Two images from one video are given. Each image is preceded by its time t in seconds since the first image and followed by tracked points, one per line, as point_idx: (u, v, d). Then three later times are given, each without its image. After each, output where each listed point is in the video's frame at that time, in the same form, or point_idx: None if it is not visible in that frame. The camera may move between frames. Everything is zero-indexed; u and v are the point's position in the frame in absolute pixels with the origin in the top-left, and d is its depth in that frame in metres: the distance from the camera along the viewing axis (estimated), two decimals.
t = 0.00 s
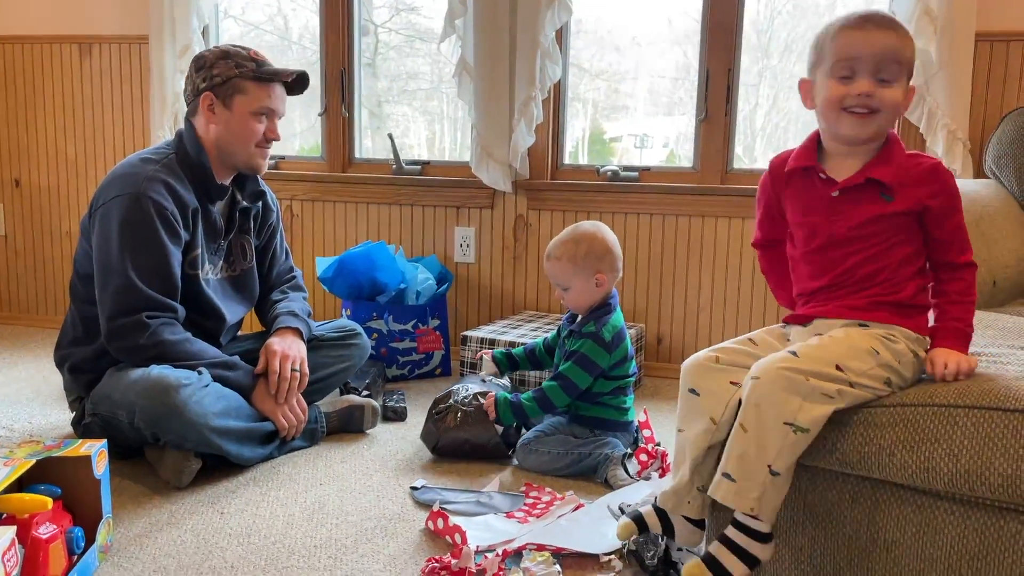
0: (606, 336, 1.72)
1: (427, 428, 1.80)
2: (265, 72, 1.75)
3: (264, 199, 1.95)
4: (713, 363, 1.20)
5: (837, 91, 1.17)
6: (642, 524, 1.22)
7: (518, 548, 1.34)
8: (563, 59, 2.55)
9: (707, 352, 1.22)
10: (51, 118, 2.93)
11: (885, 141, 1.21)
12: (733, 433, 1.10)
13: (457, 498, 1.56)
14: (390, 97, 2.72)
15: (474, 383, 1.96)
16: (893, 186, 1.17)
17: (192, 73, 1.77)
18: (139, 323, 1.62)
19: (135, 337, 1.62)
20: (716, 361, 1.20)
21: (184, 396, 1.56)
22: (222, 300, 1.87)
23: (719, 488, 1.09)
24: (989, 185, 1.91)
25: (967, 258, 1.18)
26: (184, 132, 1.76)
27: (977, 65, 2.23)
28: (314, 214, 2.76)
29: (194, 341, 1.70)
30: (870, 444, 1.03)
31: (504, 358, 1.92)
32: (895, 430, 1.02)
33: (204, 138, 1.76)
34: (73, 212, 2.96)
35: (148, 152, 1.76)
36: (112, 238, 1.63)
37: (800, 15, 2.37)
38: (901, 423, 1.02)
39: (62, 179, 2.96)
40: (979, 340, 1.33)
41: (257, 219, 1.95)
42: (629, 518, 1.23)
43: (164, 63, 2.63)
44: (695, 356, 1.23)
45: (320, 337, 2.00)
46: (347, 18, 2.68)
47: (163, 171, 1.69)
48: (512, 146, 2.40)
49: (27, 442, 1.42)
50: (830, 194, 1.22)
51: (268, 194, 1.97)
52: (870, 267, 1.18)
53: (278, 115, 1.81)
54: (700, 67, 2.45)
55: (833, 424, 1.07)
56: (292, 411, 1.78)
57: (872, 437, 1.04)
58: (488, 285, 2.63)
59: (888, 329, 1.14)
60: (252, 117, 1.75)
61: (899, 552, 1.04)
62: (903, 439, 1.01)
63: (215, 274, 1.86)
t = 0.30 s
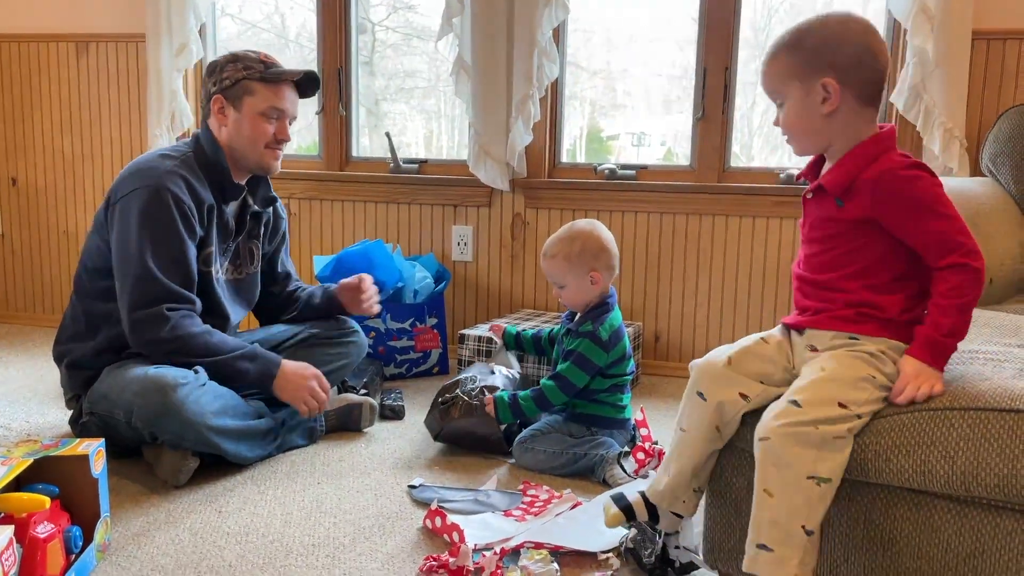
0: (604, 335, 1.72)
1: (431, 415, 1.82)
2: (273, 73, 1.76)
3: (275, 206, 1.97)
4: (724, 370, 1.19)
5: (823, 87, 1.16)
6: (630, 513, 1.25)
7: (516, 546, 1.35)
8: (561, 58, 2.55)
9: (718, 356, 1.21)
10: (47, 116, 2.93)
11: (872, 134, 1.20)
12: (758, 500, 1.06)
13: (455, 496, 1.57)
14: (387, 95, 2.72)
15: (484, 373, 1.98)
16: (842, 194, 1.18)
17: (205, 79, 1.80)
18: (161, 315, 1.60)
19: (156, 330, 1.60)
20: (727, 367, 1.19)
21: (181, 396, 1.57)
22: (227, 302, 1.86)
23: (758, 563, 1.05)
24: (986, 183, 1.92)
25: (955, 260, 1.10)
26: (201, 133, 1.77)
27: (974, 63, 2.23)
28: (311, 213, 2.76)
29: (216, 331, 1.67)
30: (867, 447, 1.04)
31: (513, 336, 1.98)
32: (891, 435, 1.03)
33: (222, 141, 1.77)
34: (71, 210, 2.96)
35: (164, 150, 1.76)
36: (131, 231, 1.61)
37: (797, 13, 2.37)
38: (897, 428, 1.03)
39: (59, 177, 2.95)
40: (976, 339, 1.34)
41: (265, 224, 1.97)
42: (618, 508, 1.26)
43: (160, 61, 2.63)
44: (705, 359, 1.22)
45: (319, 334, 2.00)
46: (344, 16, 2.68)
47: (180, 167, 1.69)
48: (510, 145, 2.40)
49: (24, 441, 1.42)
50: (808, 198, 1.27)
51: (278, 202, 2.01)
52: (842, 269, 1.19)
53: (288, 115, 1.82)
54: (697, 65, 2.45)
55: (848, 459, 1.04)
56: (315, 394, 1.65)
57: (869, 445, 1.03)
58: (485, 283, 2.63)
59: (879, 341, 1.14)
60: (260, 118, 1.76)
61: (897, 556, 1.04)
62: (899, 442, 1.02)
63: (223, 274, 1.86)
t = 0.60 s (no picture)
0: (601, 334, 1.72)
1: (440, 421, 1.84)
2: (332, 94, 1.81)
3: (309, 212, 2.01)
4: (713, 370, 1.18)
5: (791, 80, 1.17)
6: (632, 519, 1.26)
7: (514, 544, 1.35)
8: (558, 56, 2.55)
9: (707, 357, 1.21)
10: (44, 115, 2.92)
11: (854, 121, 1.19)
12: (783, 518, 1.07)
13: (452, 494, 1.56)
14: (385, 94, 2.72)
15: (505, 357, 1.88)
16: (828, 185, 1.18)
17: (256, 87, 1.79)
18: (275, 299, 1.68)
19: (273, 315, 1.68)
20: (716, 367, 1.18)
21: (184, 397, 1.59)
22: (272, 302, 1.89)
23: None
24: (984, 180, 1.92)
25: (933, 255, 1.09)
26: (247, 135, 1.80)
27: (972, 60, 2.23)
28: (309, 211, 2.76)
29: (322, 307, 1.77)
30: (865, 445, 1.04)
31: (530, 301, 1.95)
32: (890, 433, 1.03)
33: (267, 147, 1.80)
34: (69, 209, 2.95)
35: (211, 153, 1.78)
36: (217, 227, 1.65)
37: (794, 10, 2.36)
38: (896, 426, 1.03)
39: (56, 176, 2.95)
40: (974, 335, 1.34)
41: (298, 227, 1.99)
42: (621, 515, 1.27)
43: (157, 59, 2.63)
44: (695, 361, 1.22)
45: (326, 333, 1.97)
46: (341, 15, 2.67)
47: (238, 163, 1.73)
48: (508, 142, 2.39)
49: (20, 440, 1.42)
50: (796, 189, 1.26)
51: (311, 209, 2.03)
52: (824, 261, 1.19)
53: (335, 135, 1.87)
54: (695, 62, 2.45)
55: (851, 463, 1.04)
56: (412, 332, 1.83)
57: (868, 444, 1.03)
58: (483, 282, 2.63)
59: (862, 338, 1.14)
60: (315, 136, 1.80)
61: (896, 554, 1.04)
62: (897, 440, 1.02)
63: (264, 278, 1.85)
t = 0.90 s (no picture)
0: (600, 336, 1.71)
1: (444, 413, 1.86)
2: (395, 132, 1.93)
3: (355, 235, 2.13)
4: (712, 368, 1.19)
5: (795, 83, 1.16)
6: (630, 516, 1.26)
7: (514, 544, 1.35)
8: (557, 56, 2.55)
9: (706, 355, 1.21)
10: (43, 115, 2.92)
11: (859, 122, 1.19)
12: (778, 517, 1.07)
13: (452, 495, 1.56)
14: (384, 93, 2.72)
15: (508, 351, 1.87)
16: (835, 184, 1.18)
17: (325, 115, 1.90)
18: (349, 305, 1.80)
19: (353, 319, 1.81)
20: (716, 366, 1.19)
21: (192, 393, 1.61)
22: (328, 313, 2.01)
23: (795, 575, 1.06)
24: (984, 179, 1.92)
25: (937, 258, 1.10)
26: (310, 157, 1.91)
27: (972, 59, 2.23)
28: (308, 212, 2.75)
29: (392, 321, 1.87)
30: (865, 444, 1.04)
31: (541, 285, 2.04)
32: (889, 432, 1.03)
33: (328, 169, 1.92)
34: (67, 209, 2.95)
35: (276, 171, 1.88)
36: (295, 240, 1.78)
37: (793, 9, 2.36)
38: (895, 425, 1.03)
39: (55, 177, 2.95)
40: (973, 334, 1.34)
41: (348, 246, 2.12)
42: (618, 509, 1.28)
43: (156, 59, 2.62)
44: (694, 360, 1.22)
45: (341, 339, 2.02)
46: (340, 13, 2.67)
47: (307, 181, 1.85)
48: (507, 142, 2.39)
49: (20, 441, 1.42)
50: (797, 188, 1.26)
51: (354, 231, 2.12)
52: (826, 261, 1.19)
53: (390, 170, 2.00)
54: (695, 62, 2.45)
55: (850, 461, 1.04)
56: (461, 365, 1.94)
57: (867, 442, 1.03)
58: (483, 281, 2.63)
59: (863, 338, 1.14)
60: (374, 170, 1.94)
61: (896, 553, 1.04)
62: (897, 440, 1.02)
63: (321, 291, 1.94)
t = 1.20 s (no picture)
0: (605, 338, 1.72)
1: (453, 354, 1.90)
2: (428, 166, 1.93)
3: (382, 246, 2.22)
4: (710, 366, 1.19)
5: (805, 84, 1.16)
6: (626, 512, 1.25)
7: (514, 544, 1.35)
8: (557, 56, 2.54)
9: (704, 353, 1.21)
10: (42, 116, 2.92)
11: (863, 124, 1.19)
12: (782, 515, 1.07)
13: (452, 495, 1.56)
14: (383, 93, 2.71)
15: (533, 320, 1.88)
16: (837, 185, 1.18)
17: (363, 140, 1.90)
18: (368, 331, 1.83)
19: (370, 345, 1.83)
20: (713, 364, 1.19)
21: (193, 378, 1.64)
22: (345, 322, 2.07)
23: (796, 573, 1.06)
24: (983, 177, 1.92)
25: (935, 261, 1.10)
26: (340, 174, 1.92)
27: (972, 58, 2.23)
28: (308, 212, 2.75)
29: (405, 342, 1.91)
30: (866, 443, 1.04)
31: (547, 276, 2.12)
32: (890, 431, 1.03)
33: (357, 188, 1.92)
34: (66, 209, 2.95)
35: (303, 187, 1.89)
36: (318, 264, 1.79)
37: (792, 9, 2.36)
38: (895, 424, 1.03)
39: (54, 177, 2.94)
40: (972, 333, 1.34)
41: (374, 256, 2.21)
42: (616, 506, 1.27)
43: (154, 59, 2.62)
44: (692, 357, 1.22)
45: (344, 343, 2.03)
46: (338, 13, 2.66)
47: (336, 205, 1.86)
48: (507, 141, 2.39)
49: (21, 442, 1.42)
50: (800, 188, 1.26)
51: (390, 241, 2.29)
52: (826, 261, 1.19)
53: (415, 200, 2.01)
54: (694, 62, 2.45)
55: (850, 459, 1.04)
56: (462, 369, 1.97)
57: (869, 441, 1.03)
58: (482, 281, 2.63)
59: (864, 336, 1.14)
60: (402, 200, 1.95)
61: (895, 551, 1.04)
62: (897, 439, 1.02)
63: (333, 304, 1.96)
